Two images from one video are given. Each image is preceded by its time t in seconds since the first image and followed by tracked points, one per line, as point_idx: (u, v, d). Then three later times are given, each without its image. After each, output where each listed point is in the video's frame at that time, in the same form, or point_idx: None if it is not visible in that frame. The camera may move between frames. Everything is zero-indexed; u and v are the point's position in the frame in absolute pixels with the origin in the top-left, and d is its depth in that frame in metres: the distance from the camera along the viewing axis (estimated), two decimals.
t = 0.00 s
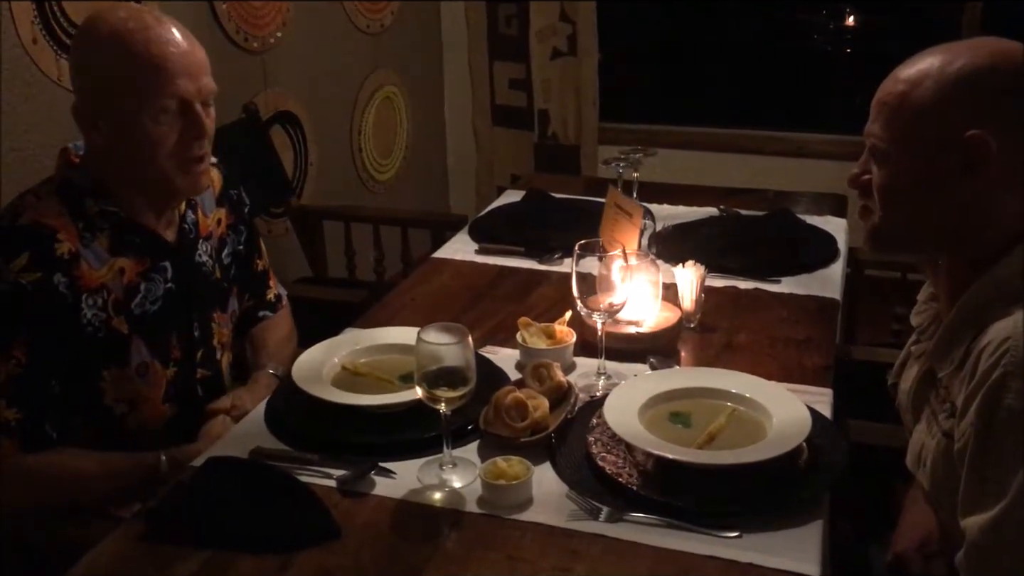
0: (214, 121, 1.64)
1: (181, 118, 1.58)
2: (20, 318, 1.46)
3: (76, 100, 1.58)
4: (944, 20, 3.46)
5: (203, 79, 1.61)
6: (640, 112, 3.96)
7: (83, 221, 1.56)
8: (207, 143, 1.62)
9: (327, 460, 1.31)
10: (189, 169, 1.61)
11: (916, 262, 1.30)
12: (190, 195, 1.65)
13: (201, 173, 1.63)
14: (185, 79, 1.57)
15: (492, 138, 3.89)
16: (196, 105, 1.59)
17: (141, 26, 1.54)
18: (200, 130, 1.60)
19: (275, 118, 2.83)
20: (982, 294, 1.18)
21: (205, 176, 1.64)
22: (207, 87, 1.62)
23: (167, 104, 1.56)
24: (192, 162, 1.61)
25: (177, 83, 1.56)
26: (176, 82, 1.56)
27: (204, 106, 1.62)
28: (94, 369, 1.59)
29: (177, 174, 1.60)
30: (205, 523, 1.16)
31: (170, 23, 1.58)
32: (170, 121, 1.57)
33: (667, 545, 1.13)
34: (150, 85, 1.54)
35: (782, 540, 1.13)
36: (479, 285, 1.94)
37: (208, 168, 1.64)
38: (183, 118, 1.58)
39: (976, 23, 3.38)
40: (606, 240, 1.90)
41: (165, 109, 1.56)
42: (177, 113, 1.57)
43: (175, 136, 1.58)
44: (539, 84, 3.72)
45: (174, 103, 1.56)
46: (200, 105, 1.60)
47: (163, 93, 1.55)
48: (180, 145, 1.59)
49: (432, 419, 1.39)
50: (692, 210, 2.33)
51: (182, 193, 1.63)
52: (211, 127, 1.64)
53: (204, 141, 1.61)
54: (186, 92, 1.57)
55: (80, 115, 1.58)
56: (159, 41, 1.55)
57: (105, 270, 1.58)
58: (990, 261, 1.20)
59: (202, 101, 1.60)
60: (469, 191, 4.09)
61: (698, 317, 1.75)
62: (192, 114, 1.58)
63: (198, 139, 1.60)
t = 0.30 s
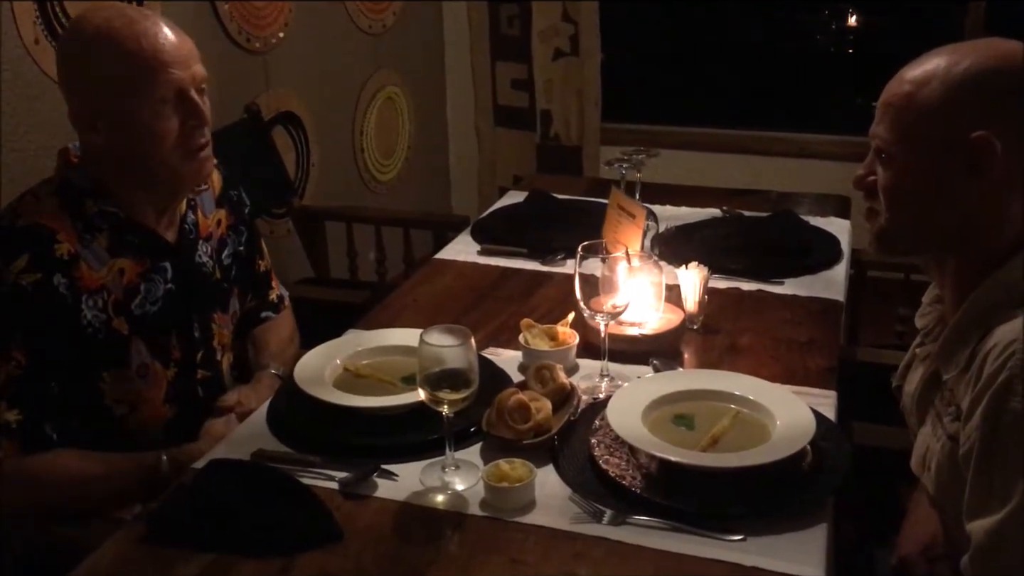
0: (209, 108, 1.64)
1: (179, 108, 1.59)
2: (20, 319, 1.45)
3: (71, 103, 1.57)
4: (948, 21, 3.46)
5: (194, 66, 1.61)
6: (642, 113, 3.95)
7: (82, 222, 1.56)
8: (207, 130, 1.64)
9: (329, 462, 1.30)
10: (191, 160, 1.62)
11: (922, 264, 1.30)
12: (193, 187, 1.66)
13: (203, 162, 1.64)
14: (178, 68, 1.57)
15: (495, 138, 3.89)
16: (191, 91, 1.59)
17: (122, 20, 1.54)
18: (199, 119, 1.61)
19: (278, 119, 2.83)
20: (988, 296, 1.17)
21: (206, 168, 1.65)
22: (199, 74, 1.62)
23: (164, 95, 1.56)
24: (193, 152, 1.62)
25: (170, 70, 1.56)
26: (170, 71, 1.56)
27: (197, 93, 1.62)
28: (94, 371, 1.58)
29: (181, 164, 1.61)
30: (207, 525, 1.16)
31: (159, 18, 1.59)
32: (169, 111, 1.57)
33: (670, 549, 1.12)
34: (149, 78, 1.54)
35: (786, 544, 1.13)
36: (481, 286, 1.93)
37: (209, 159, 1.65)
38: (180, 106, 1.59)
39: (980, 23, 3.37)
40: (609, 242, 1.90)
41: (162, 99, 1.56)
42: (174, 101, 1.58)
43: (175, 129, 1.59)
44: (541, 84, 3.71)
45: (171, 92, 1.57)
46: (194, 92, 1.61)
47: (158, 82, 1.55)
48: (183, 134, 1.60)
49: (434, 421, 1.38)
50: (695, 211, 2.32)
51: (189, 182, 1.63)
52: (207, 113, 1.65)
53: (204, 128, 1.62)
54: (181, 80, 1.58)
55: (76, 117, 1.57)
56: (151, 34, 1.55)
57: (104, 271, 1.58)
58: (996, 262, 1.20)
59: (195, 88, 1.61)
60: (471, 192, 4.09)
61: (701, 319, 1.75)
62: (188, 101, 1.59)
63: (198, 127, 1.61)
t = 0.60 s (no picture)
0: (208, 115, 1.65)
1: (179, 115, 1.59)
2: (20, 320, 1.45)
3: (71, 104, 1.57)
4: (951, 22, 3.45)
5: (196, 73, 1.61)
6: (644, 115, 3.95)
7: (81, 223, 1.56)
8: (206, 138, 1.64)
9: (334, 464, 1.30)
10: (189, 165, 1.62)
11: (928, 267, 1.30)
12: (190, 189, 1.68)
13: (201, 168, 1.65)
14: (180, 75, 1.58)
15: (497, 139, 3.89)
16: (192, 99, 1.60)
17: (127, 23, 1.54)
18: (199, 127, 1.61)
19: (281, 120, 2.83)
20: (993, 300, 1.17)
21: (203, 172, 1.66)
22: (201, 82, 1.63)
23: (166, 102, 1.57)
24: (192, 158, 1.62)
25: (172, 78, 1.57)
26: (172, 79, 1.57)
27: (199, 100, 1.63)
28: (94, 372, 1.58)
29: (179, 169, 1.61)
30: (211, 527, 1.16)
31: (161, 21, 1.59)
32: (170, 118, 1.58)
33: (675, 552, 1.12)
34: (151, 81, 1.55)
35: (791, 547, 1.13)
36: (485, 288, 1.93)
37: (206, 166, 1.66)
38: (180, 112, 1.59)
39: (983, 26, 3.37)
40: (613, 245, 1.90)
41: (163, 106, 1.57)
42: (175, 108, 1.58)
43: (175, 135, 1.59)
44: (543, 85, 3.71)
45: (172, 100, 1.57)
46: (196, 100, 1.61)
47: (161, 90, 1.56)
48: (180, 144, 1.60)
49: (438, 424, 1.38)
50: (698, 213, 2.32)
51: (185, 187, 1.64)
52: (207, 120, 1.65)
53: (203, 135, 1.63)
54: (182, 87, 1.58)
55: (75, 117, 1.57)
56: (153, 37, 1.55)
57: (103, 272, 1.57)
58: (1001, 265, 1.20)
59: (197, 96, 1.61)
60: (473, 193, 4.09)
61: (705, 322, 1.75)
62: (189, 109, 1.59)
63: (198, 134, 1.62)
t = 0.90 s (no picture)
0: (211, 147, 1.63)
1: (183, 146, 1.58)
2: (14, 317, 1.47)
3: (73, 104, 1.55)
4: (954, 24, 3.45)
5: (207, 109, 1.59)
6: (647, 116, 3.96)
7: (71, 222, 1.57)
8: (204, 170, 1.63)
9: (338, 466, 1.31)
10: (183, 191, 1.62)
11: (929, 271, 1.29)
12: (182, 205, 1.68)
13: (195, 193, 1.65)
14: (189, 113, 1.56)
15: (500, 141, 3.89)
16: (197, 137, 1.58)
17: (144, 52, 1.51)
18: (199, 161, 1.60)
19: (284, 122, 2.83)
20: (995, 304, 1.18)
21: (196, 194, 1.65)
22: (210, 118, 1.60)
23: (170, 136, 1.55)
24: (189, 186, 1.62)
25: (179, 117, 1.55)
26: (180, 118, 1.55)
27: (204, 135, 1.61)
28: (96, 371, 1.58)
29: (171, 192, 1.61)
30: (215, 527, 1.16)
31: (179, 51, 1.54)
32: (171, 149, 1.57)
33: (678, 554, 1.12)
34: (159, 109, 1.53)
35: (794, 549, 1.13)
36: (488, 290, 1.93)
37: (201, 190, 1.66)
38: (183, 147, 1.58)
39: (985, 29, 3.37)
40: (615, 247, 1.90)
41: (166, 137, 1.55)
42: (178, 141, 1.57)
43: (173, 162, 1.58)
44: (546, 87, 3.71)
45: (175, 135, 1.56)
46: (201, 135, 1.59)
47: (167, 125, 1.54)
48: (176, 173, 1.60)
49: (442, 426, 1.39)
50: (700, 215, 2.33)
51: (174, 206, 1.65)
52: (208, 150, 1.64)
53: (200, 168, 1.62)
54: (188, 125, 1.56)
55: (78, 119, 1.56)
56: (165, 66, 1.52)
57: (96, 269, 1.60)
58: (1005, 268, 1.20)
59: (203, 131, 1.59)
60: (476, 195, 4.09)
61: (708, 324, 1.75)
62: (192, 145, 1.58)
63: (196, 167, 1.61)
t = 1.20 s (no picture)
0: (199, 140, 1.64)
1: (169, 138, 1.58)
2: (15, 317, 1.47)
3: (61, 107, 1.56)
4: (956, 25, 3.45)
5: (189, 100, 1.60)
6: (650, 118, 3.96)
7: (67, 221, 1.57)
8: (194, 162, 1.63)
9: (342, 467, 1.31)
10: (176, 185, 1.62)
11: (934, 274, 1.28)
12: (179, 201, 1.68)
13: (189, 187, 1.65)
14: (173, 107, 1.57)
15: (502, 142, 3.90)
16: (184, 131, 1.60)
17: (124, 45, 1.52)
18: (188, 154, 1.60)
19: (287, 123, 2.83)
20: (1000, 306, 1.17)
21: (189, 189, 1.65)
22: (195, 111, 1.62)
23: (156, 132, 1.56)
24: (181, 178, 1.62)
25: (162, 110, 1.56)
26: (164, 110, 1.56)
27: (190, 128, 1.62)
28: (94, 368, 1.59)
29: (164, 187, 1.62)
30: (217, 528, 1.17)
31: (158, 42, 1.56)
32: (159, 144, 1.57)
33: (683, 557, 1.12)
34: (140, 100, 1.53)
35: (798, 551, 1.13)
36: (491, 291, 1.94)
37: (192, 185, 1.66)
38: (170, 140, 1.58)
39: (988, 30, 3.37)
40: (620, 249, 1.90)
41: (153, 134, 1.56)
42: (166, 136, 1.58)
43: (162, 160, 1.59)
44: (548, 88, 3.71)
45: (162, 131, 1.57)
46: (188, 129, 1.61)
47: (152, 120, 1.55)
48: (166, 168, 1.60)
49: (445, 427, 1.39)
50: (703, 217, 2.33)
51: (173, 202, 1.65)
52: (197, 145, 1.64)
53: (191, 161, 1.62)
54: (174, 120, 1.58)
55: (66, 125, 1.56)
56: (142, 57, 1.53)
57: (94, 268, 1.59)
58: (1009, 269, 1.20)
59: (189, 124, 1.61)
60: (479, 197, 4.10)
61: (711, 325, 1.75)
62: (180, 139, 1.59)
63: (185, 161, 1.61)
